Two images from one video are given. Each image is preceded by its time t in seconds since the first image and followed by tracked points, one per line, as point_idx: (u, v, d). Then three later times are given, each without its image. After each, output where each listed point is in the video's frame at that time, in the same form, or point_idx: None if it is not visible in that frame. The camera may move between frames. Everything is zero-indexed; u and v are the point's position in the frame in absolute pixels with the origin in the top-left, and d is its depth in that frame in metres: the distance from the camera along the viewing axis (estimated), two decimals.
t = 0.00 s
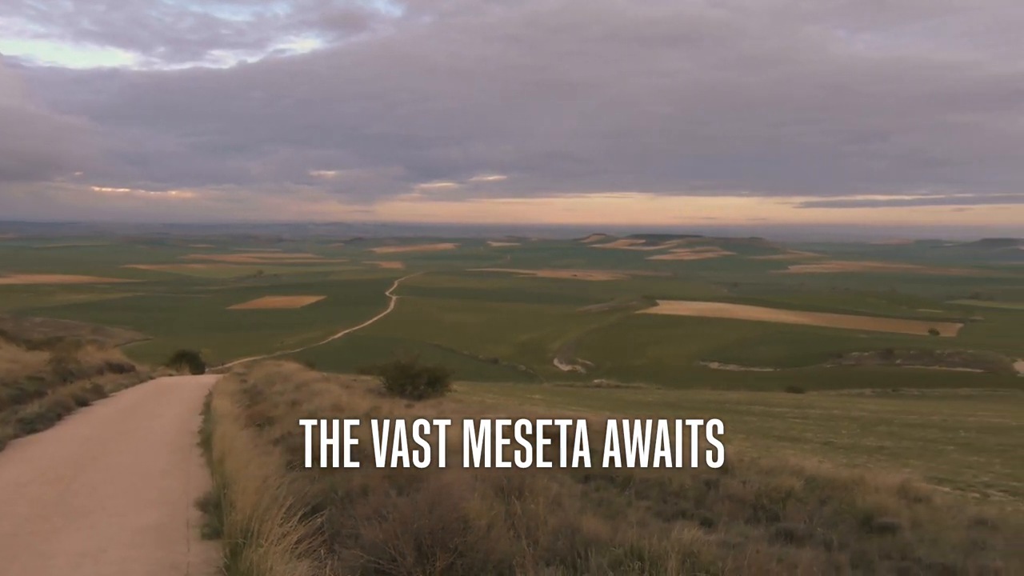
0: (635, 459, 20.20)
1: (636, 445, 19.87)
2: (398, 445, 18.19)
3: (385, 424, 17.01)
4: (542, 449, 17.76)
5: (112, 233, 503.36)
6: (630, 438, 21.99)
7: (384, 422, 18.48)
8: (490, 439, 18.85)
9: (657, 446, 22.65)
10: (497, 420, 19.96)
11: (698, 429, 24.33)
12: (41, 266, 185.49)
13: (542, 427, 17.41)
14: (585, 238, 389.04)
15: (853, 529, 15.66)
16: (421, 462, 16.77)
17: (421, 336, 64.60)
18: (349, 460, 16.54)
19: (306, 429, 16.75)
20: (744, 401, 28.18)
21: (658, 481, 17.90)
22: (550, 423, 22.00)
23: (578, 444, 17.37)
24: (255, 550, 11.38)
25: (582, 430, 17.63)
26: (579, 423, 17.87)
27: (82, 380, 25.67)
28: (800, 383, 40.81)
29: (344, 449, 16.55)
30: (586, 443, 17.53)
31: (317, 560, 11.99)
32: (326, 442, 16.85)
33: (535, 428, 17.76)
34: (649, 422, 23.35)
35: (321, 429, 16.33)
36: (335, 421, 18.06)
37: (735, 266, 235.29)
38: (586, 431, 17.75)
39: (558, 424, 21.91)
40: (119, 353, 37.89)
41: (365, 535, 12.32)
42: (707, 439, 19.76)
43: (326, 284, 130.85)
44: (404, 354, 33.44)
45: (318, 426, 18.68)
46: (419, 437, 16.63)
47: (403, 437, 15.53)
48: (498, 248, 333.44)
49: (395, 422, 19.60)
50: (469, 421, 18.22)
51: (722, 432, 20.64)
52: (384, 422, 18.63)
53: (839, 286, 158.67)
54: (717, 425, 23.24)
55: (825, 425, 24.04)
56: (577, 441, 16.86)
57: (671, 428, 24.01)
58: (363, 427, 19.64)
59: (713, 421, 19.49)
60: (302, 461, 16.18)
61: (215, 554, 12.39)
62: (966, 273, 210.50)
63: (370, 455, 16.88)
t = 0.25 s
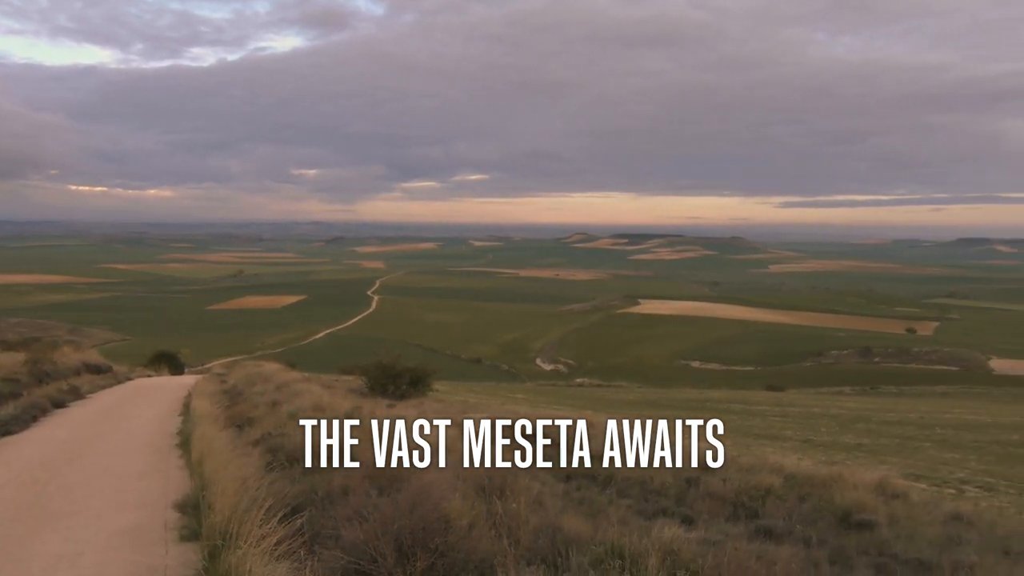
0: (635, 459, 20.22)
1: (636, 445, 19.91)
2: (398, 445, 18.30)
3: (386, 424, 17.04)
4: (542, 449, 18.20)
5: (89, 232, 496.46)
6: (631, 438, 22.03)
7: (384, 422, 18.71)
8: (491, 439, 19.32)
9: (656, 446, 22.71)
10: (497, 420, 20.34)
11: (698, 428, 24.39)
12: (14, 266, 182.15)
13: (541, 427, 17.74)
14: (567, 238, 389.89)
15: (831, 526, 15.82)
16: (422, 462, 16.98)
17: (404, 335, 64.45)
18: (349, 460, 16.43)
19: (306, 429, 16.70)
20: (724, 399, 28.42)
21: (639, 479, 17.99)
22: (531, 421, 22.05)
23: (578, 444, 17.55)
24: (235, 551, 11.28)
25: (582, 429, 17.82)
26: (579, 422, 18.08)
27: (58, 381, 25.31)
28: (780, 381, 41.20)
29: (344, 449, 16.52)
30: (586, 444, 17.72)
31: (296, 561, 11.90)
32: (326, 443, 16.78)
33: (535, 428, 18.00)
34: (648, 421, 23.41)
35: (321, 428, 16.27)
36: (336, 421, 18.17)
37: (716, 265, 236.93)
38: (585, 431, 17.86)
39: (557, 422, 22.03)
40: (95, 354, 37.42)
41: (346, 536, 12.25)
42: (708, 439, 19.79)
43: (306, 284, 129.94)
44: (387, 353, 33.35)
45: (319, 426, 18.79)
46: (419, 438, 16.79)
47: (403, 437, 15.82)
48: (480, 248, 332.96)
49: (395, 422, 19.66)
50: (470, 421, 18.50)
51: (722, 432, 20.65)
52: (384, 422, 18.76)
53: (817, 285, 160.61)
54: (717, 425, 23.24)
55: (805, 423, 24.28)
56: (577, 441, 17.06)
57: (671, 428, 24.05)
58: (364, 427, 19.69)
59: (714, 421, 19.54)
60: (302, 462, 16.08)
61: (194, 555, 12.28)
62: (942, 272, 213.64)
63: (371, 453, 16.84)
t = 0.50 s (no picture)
0: (635, 459, 20.21)
1: (636, 445, 19.89)
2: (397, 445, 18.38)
3: (386, 424, 17.06)
4: (541, 449, 18.57)
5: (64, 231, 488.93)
6: (631, 438, 22.02)
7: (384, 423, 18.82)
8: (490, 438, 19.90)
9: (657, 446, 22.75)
10: (497, 420, 20.57)
11: (698, 427, 24.41)
12: None
13: (541, 428, 17.99)
14: (549, 237, 390.49)
15: (809, 523, 15.98)
16: (422, 463, 17.13)
17: (385, 335, 64.19)
18: (349, 460, 16.30)
19: (306, 430, 16.59)
20: (704, 397, 28.64)
21: (620, 477, 18.07)
22: (512, 419, 22.08)
23: (579, 443, 17.73)
24: (212, 553, 11.18)
25: (582, 429, 17.95)
26: (578, 423, 18.21)
27: (32, 382, 24.92)
28: (759, 379, 41.54)
29: (344, 449, 16.44)
30: (586, 444, 17.83)
31: (275, 562, 11.81)
32: (326, 443, 16.68)
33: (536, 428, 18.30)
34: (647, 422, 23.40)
35: (322, 429, 16.17)
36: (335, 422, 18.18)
37: (696, 264, 238.32)
38: (586, 431, 17.90)
39: (556, 421, 22.05)
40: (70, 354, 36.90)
41: (325, 536, 12.18)
42: (708, 439, 19.74)
43: (285, 284, 128.94)
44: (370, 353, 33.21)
45: (319, 427, 18.81)
46: (419, 438, 17.00)
47: (404, 437, 15.98)
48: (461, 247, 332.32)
49: (395, 423, 19.68)
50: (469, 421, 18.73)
51: (722, 431, 20.63)
52: (384, 422, 18.80)
53: (795, 284, 162.34)
54: (717, 425, 23.16)
55: (784, 421, 24.48)
56: (576, 440, 17.22)
57: (672, 429, 24.05)
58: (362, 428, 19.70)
59: (714, 421, 19.57)
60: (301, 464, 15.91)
61: (171, 558, 12.14)
62: (917, 271, 216.45)
63: (371, 453, 16.79)
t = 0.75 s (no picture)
0: (635, 460, 20.18)
1: (636, 445, 19.90)
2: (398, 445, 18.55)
3: (386, 424, 17.14)
4: (541, 448, 18.68)
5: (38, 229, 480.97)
6: (631, 438, 22.06)
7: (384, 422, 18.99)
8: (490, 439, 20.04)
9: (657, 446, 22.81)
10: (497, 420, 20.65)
11: (699, 428, 24.34)
12: None
13: (541, 428, 18.25)
14: (530, 235, 390.67)
15: (786, 519, 16.15)
16: (421, 462, 17.29)
17: (366, 334, 63.94)
18: (349, 459, 16.21)
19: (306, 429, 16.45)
20: (685, 395, 28.83)
21: (600, 475, 18.14)
22: (493, 418, 22.09)
23: (579, 443, 17.90)
24: (188, 555, 11.07)
25: (582, 429, 18.11)
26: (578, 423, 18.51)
27: (5, 383, 24.51)
28: (739, 377, 41.88)
29: (344, 449, 16.29)
30: (585, 443, 18.02)
31: (253, 563, 11.71)
32: (326, 443, 16.50)
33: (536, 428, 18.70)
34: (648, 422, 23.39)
35: (323, 428, 16.11)
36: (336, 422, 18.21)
37: (676, 262, 239.48)
38: (586, 431, 18.05)
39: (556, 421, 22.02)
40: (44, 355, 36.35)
41: (303, 537, 12.10)
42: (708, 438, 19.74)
43: (264, 282, 127.76)
44: (352, 352, 33.05)
45: (319, 427, 18.72)
46: (419, 438, 17.28)
47: (404, 437, 16.17)
48: (442, 245, 331.64)
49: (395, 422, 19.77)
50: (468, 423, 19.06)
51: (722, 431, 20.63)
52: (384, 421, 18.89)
53: (773, 283, 163.71)
54: (717, 426, 23.12)
55: (764, 418, 24.72)
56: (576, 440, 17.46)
57: (671, 429, 24.07)
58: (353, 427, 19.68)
59: (713, 420, 19.59)
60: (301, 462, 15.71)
61: (147, 560, 12.00)
62: (893, 269, 219.42)
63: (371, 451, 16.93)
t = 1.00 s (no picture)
0: (635, 459, 20.21)
1: (636, 445, 19.91)
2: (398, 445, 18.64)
3: (386, 424, 17.22)
4: (542, 448, 18.75)
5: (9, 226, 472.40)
6: (631, 439, 22.13)
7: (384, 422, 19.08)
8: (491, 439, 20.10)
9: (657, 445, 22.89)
10: (497, 420, 20.68)
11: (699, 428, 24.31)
12: None
13: (541, 427, 18.43)
14: (510, 234, 390.63)
15: (762, 514, 16.31)
16: (421, 462, 17.38)
17: (345, 333, 63.61)
18: (349, 460, 16.18)
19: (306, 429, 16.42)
20: (664, 393, 29.01)
21: (579, 473, 18.17)
22: (474, 415, 22.06)
23: (579, 444, 18.06)
24: (162, 556, 10.94)
25: (582, 429, 18.26)
26: (578, 423, 18.75)
27: None
28: (717, 374, 42.18)
29: (344, 449, 16.34)
30: (585, 443, 18.19)
31: (228, 564, 11.59)
32: (326, 443, 16.54)
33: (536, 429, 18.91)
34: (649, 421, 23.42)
35: (322, 427, 16.09)
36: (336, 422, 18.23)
37: (655, 261, 240.63)
38: (586, 431, 18.21)
39: (556, 421, 22.00)
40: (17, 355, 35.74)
41: (279, 537, 11.99)
42: (709, 439, 19.82)
43: (241, 281, 126.50)
44: (331, 351, 32.86)
45: (319, 427, 18.65)
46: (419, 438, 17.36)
47: (404, 437, 16.25)
48: (422, 244, 330.55)
49: (396, 422, 19.81)
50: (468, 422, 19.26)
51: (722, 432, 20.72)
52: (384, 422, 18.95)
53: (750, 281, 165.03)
54: (717, 426, 23.12)
55: (741, 415, 24.94)
56: (577, 439, 17.66)
57: (672, 429, 24.07)
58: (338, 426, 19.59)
59: (713, 421, 19.73)
60: (301, 462, 15.61)
61: (120, 562, 11.83)
62: (868, 267, 222.23)
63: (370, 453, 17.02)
